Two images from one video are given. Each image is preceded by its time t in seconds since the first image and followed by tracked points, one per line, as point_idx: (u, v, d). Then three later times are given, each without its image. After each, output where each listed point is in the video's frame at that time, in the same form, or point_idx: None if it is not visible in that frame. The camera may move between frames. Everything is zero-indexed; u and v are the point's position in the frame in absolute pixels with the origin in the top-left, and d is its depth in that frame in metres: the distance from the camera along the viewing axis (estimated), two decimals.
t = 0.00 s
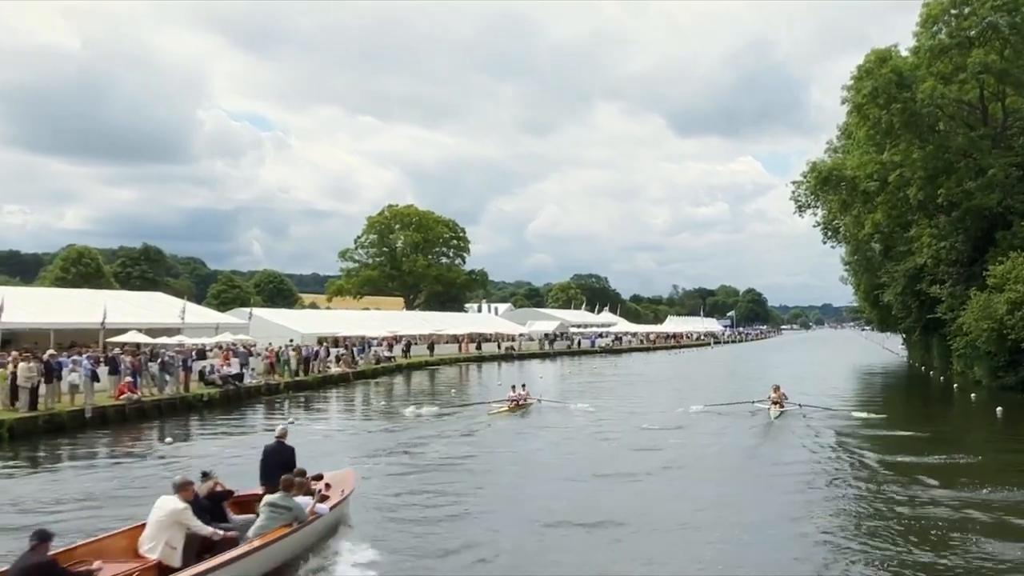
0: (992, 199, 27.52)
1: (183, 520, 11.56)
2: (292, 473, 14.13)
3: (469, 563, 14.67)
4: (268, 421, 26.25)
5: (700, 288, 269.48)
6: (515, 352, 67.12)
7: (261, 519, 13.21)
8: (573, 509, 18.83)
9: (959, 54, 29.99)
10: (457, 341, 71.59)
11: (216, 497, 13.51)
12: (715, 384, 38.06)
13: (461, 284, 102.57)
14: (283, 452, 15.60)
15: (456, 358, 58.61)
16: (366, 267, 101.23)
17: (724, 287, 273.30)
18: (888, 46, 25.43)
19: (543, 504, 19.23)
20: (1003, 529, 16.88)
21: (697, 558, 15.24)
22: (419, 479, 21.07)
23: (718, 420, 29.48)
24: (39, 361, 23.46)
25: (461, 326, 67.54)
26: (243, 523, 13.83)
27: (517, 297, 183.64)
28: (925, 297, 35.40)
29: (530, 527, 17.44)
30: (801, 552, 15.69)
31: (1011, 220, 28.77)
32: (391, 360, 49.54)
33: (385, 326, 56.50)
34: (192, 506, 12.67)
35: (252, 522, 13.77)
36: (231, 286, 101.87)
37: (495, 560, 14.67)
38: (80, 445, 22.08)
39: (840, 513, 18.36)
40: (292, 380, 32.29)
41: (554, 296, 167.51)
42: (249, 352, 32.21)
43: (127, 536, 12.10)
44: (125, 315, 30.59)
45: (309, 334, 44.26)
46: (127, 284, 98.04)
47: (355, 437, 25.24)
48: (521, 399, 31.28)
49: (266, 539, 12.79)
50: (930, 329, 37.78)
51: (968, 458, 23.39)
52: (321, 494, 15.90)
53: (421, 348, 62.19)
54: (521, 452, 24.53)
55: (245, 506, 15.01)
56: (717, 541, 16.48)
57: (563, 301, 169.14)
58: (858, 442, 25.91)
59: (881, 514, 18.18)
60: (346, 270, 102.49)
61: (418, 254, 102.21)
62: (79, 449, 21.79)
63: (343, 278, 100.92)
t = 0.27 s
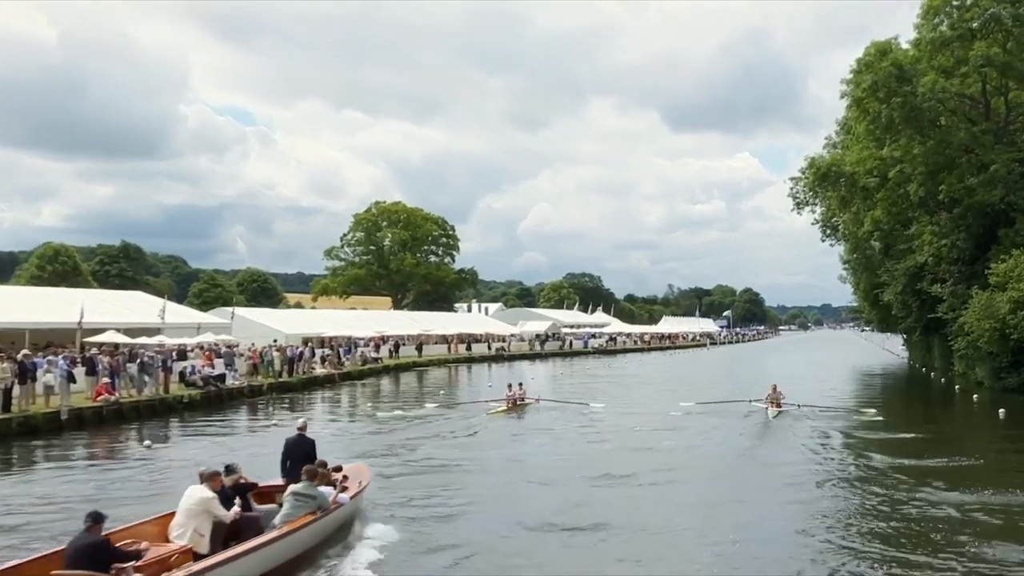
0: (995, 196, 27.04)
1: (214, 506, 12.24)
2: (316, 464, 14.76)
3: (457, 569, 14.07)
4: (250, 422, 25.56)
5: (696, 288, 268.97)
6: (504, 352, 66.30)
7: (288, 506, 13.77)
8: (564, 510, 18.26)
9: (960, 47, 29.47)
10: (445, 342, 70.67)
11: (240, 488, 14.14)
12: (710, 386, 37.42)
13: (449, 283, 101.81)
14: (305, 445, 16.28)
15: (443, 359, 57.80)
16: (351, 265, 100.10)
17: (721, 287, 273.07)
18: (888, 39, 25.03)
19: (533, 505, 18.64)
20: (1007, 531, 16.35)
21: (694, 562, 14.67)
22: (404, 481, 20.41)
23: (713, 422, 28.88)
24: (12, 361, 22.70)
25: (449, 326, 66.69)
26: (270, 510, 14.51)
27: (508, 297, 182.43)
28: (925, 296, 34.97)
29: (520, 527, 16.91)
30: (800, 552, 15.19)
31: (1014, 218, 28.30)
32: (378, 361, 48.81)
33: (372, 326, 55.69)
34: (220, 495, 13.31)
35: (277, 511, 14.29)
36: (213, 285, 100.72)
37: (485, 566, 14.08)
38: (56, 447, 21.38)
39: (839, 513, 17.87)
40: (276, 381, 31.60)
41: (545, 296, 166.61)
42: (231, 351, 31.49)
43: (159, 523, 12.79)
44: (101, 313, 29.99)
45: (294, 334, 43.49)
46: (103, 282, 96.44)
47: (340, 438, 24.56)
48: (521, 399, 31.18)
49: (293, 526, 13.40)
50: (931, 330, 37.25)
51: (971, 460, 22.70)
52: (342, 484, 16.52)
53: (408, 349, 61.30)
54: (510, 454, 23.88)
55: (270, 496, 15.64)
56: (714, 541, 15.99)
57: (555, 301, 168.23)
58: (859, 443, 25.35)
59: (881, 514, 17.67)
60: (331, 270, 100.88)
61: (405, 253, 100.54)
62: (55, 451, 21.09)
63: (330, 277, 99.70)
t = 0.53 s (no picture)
0: (1002, 190, 26.36)
1: (242, 496, 12.85)
2: (337, 455, 15.32)
3: None
4: (228, 425, 24.75)
5: (692, 288, 268.28)
6: (491, 352, 65.42)
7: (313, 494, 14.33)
8: (551, 515, 17.57)
9: (966, 36, 28.74)
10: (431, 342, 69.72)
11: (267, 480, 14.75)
12: (705, 387, 36.61)
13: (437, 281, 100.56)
14: (326, 438, 16.83)
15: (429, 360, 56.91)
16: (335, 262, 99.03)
17: (718, 286, 272.62)
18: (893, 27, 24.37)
19: (520, 509, 17.92)
20: (1013, 536, 15.60)
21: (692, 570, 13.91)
22: (387, 484, 19.65)
23: (708, 423, 28.16)
24: None
25: (436, 325, 65.76)
26: (295, 499, 15.12)
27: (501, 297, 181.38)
28: (929, 295, 34.37)
29: (504, 532, 16.26)
30: (800, 558, 14.50)
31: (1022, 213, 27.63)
32: (363, 362, 47.95)
33: (356, 327, 54.76)
34: (245, 486, 13.82)
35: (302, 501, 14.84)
36: (190, 283, 99.63)
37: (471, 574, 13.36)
38: (24, 450, 20.51)
39: (838, 516, 17.19)
40: (255, 383, 30.74)
41: (537, 294, 165.67)
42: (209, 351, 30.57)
43: (188, 511, 13.42)
44: (73, 313, 29.34)
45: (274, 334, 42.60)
46: (77, 280, 94.89)
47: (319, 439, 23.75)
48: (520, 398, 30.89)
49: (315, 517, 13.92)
50: (935, 329, 36.54)
51: (977, 464, 21.81)
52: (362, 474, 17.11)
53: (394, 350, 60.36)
54: (495, 456, 23.08)
55: (292, 486, 16.23)
56: (707, 546, 15.40)
57: (546, 300, 167.30)
58: (861, 444, 24.62)
59: (882, 518, 16.97)
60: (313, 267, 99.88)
61: (390, 249, 99.73)
62: (22, 455, 20.22)
63: (311, 275, 98.45)
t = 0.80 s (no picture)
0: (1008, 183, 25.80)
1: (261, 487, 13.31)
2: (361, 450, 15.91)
3: None
4: (208, 426, 24.02)
5: (688, 288, 267.56)
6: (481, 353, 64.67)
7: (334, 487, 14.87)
8: (540, 517, 16.90)
9: (971, 25, 28.10)
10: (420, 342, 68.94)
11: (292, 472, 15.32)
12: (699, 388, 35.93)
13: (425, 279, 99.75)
14: (343, 431, 17.30)
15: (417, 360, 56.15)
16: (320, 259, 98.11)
17: (716, 286, 272.04)
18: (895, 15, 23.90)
19: (512, 511, 17.26)
20: (1020, 541, 14.82)
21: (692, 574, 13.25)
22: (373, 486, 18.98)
23: (704, 424, 27.51)
24: None
25: (423, 325, 64.97)
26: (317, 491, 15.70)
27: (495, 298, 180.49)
28: (933, 293, 33.79)
29: (492, 536, 15.59)
30: (804, 563, 13.84)
31: None
32: (349, 363, 47.22)
33: (342, 327, 53.99)
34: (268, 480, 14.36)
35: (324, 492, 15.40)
36: (168, 282, 98.81)
37: None
38: None
39: (838, 519, 16.44)
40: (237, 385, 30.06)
41: (529, 293, 164.78)
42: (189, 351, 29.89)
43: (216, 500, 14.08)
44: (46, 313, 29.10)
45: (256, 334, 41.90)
46: (53, 278, 93.74)
47: (300, 441, 23.03)
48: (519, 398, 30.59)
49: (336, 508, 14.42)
50: (939, 328, 35.87)
51: (982, 466, 21.01)
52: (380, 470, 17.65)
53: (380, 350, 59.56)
54: (482, 458, 22.39)
55: (312, 480, 16.78)
56: (701, 549, 14.75)
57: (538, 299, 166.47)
58: (863, 445, 23.94)
59: (882, 521, 16.21)
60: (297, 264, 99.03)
61: (377, 246, 98.92)
62: None
63: (296, 273, 97.54)
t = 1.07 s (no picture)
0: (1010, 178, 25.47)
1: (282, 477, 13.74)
2: (376, 442, 16.46)
3: None
4: (191, 428, 23.53)
5: (683, 288, 267.19)
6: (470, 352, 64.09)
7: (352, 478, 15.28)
8: (531, 518, 16.46)
9: (972, 17, 27.73)
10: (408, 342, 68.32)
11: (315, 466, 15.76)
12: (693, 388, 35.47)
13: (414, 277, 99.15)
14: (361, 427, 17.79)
15: (404, 360, 55.56)
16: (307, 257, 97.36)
17: (711, 285, 271.75)
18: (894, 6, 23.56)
19: (505, 513, 16.81)
20: (1022, 542, 14.35)
21: None
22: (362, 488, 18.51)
23: (698, 424, 27.07)
24: None
25: (411, 324, 64.35)
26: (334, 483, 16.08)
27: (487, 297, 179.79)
28: (933, 291, 33.40)
29: (485, 538, 15.14)
30: (806, 564, 13.43)
31: None
32: (336, 363, 46.67)
33: (328, 326, 53.39)
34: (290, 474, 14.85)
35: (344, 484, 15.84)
36: (149, 280, 98.06)
37: None
38: None
39: (837, 520, 16.00)
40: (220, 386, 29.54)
41: (521, 292, 164.17)
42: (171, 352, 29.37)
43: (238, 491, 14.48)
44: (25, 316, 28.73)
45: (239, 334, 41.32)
46: (30, 276, 92.72)
47: (285, 442, 22.54)
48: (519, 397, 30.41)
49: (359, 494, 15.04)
50: (939, 327, 35.46)
51: (982, 467, 20.54)
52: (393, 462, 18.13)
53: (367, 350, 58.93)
54: (471, 459, 21.91)
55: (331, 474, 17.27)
56: (694, 550, 14.34)
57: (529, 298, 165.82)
58: (862, 445, 23.51)
59: (885, 522, 15.79)
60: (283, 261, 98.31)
61: (364, 244, 98.28)
62: None
63: (282, 270, 96.68)
